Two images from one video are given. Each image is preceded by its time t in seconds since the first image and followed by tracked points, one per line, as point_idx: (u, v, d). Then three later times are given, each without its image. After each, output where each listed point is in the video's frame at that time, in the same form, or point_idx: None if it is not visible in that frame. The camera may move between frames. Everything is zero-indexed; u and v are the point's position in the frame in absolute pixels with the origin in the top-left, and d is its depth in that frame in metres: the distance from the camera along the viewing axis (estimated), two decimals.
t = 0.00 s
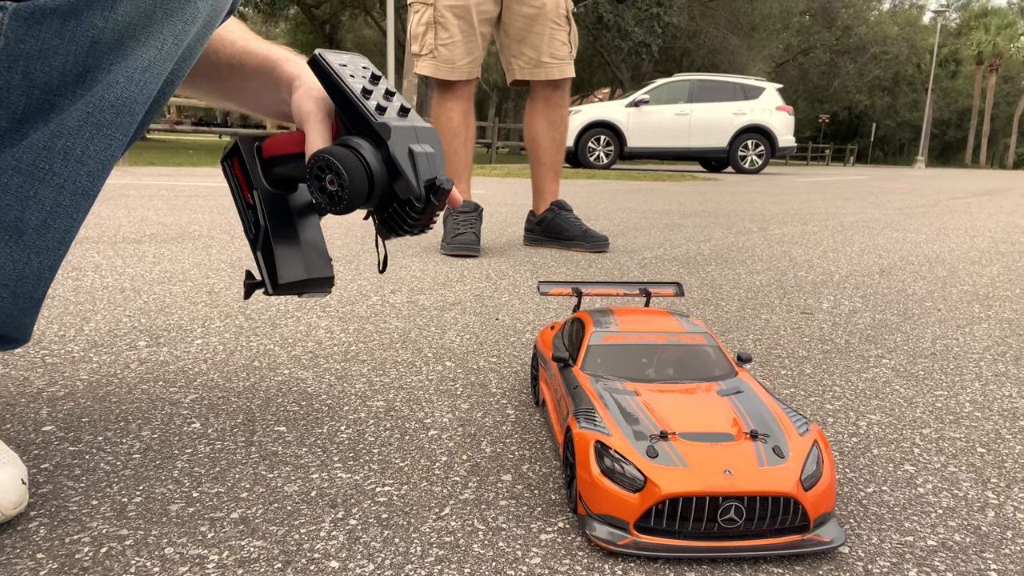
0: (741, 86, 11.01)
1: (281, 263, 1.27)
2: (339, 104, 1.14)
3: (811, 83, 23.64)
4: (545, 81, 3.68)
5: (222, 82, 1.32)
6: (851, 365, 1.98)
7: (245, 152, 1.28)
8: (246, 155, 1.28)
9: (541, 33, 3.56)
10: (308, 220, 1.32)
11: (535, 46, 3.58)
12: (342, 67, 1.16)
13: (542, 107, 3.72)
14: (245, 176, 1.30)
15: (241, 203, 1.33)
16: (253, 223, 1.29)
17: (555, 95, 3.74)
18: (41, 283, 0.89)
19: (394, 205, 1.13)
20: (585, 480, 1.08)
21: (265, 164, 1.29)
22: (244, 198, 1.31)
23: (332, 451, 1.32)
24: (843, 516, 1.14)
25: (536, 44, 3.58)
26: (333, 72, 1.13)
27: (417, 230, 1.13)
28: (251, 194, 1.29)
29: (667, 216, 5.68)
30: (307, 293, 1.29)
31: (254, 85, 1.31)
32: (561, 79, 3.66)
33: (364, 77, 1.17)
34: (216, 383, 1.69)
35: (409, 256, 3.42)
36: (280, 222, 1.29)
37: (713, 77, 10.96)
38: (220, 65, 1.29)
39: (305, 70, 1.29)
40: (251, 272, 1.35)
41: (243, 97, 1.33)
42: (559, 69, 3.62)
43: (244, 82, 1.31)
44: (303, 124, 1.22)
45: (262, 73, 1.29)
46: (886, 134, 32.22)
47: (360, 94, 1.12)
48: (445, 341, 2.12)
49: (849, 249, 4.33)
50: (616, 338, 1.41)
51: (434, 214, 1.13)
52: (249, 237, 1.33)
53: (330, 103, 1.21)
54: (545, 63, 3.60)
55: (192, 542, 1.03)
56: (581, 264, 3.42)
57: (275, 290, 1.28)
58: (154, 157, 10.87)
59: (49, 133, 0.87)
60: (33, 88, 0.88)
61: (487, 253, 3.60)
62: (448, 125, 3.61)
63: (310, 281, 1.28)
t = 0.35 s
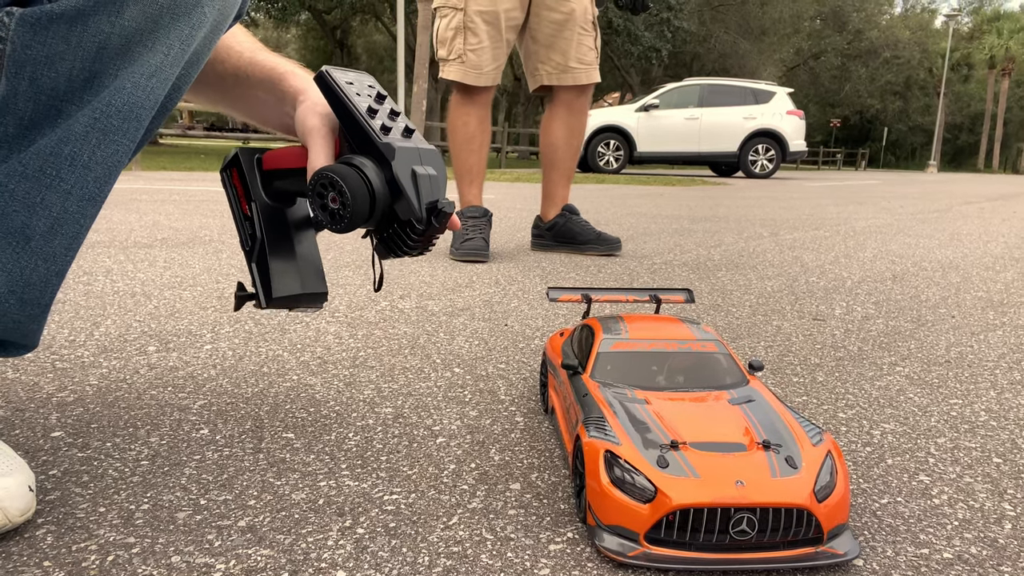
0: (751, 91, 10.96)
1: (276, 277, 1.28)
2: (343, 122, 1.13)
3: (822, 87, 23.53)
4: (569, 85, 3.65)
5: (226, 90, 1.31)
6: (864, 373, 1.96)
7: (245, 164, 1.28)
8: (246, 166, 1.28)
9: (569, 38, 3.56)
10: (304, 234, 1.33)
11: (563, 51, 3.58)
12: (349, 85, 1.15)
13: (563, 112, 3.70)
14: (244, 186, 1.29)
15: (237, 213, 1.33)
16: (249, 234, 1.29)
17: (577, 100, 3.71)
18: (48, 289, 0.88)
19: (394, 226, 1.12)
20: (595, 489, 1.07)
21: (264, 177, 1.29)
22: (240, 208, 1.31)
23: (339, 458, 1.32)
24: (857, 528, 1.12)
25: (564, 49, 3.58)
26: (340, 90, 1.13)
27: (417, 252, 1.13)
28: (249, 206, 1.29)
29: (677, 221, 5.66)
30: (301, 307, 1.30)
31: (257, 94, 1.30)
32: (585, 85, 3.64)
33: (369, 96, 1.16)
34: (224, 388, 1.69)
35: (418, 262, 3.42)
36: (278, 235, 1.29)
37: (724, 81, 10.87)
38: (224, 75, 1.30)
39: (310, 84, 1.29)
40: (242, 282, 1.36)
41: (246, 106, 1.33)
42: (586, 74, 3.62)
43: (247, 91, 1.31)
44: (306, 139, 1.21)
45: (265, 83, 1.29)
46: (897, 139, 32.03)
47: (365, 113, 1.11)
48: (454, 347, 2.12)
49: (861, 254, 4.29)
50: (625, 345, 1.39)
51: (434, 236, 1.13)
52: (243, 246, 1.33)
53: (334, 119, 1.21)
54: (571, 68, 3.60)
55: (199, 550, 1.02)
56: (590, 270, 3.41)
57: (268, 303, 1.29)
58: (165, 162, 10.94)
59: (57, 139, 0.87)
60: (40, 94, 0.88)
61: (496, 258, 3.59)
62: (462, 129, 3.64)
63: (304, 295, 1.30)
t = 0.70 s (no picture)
0: (759, 93, 10.91)
1: (281, 269, 1.27)
2: (343, 108, 1.12)
3: (830, 90, 23.44)
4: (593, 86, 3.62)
5: (232, 81, 1.31)
6: (876, 376, 1.93)
7: (250, 153, 1.26)
8: (250, 156, 1.26)
9: (614, 40, 3.54)
10: (311, 226, 1.31)
11: (607, 52, 3.55)
12: (350, 71, 1.15)
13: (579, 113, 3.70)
14: (249, 176, 1.28)
15: (243, 203, 1.32)
16: (255, 226, 1.28)
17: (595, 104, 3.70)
18: (49, 290, 0.87)
19: (394, 215, 1.11)
20: (601, 493, 1.05)
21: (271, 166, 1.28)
22: (247, 200, 1.30)
23: (343, 461, 1.30)
24: (869, 534, 1.10)
25: (609, 51, 3.55)
26: (340, 74, 1.13)
27: (416, 240, 1.11)
28: (254, 196, 1.28)
29: (685, 223, 5.63)
30: (307, 300, 1.29)
31: (263, 84, 1.30)
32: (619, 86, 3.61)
33: (371, 82, 1.15)
34: (229, 390, 1.67)
35: (424, 263, 3.41)
36: (283, 226, 1.28)
37: (731, 83, 10.85)
38: (230, 66, 1.29)
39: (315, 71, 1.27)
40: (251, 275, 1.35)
41: (252, 98, 1.32)
42: (628, 75, 3.58)
43: (253, 82, 1.30)
44: (309, 127, 1.20)
45: (271, 74, 1.29)
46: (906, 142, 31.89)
47: (366, 99, 1.10)
48: (459, 349, 2.10)
49: (871, 257, 4.26)
50: (633, 347, 1.38)
51: (436, 226, 1.11)
52: (250, 239, 1.32)
53: (336, 106, 1.19)
54: (616, 69, 3.56)
55: (200, 554, 1.01)
56: (598, 272, 3.39)
57: (273, 295, 1.28)
58: (174, 164, 10.99)
59: (57, 138, 0.86)
60: (40, 92, 0.87)
61: (502, 260, 3.58)
62: (492, 128, 3.54)
63: (310, 288, 1.28)
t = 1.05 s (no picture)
0: (762, 96, 10.90)
1: (274, 275, 1.28)
2: (342, 120, 1.14)
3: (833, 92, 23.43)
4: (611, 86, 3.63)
5: (236, 88, 1.32)
6: (879, 379, 1.94)
7: (248, 160, 1.28)
8: (249, 162, 1.28)
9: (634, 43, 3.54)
10: (306, 233, 1.33)
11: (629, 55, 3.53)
12: (350, 83, 1.16)
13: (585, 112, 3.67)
14: (247, 183, 1.29)
15: (240, 210, 1.33)
16: (250, 232, 1.29)
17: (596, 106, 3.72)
18: (62, 293, 0.89)
19: (389, 227, 1.12)
20: (607, 494, 1.06)
21: (270, 174, 1.30)
22: (243, 206, 1.31)
23: (351, 462, 1.31)
24: (872, 535, 1.11)
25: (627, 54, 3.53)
26: (339, 85, 1.14)
27: (411, 253, 1.12)
28: (251, 203, 1.29)
29: (688, 226, 5.64)
30: (299, 305, 1.30)
31: (265, 92, 1.31)
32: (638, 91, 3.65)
33: (371, 96, 1.17)
34: (237, 391, 1.69)
35: (428, 265, 3.42)
36: (278, 233, 1.29)
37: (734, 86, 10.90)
38: (233, 71, 1.31)
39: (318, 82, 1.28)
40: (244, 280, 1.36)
41: (254, 104, 1.33)
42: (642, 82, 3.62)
43: (256, 89, 1.31)
44: (308, 137, 1.22)
45: (273, 81, 1.30)
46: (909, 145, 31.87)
47: (364, 112, 1.11)
48: (464, 350, 2.11)
49: (874, 260, 4.26)
50: (638, 349, 1.39)
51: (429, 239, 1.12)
52: (244, 245, 1.32)
53: (335, 117, 1.20)
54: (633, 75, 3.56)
55: (211, 553, 1.02)
56: (601, 274, 3.41)
57: (264, 300, 1.28)
58: (179, 165, 11.02)
59: (71, 142, 0.87)
60: (55, 97, 0.88)
61: (506, 263, 3.59)
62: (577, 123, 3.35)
63: (301, 295, 1.29)
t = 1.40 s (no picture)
0: (763, 100, 10.89)
1: (287, 281, 1.29)
2: (349, 132, 1.13)
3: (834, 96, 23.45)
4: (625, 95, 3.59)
5: (238, 94, 1.33)
6: (882, 383, 1.94)
7: (257, 169, 1.28)
8: (258, 171, 1.28)
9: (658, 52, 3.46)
10: (315, 239, 1.33)
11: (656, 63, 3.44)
12: (357, 96, 1.14)
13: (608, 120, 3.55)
14: (256, 191, 1.29)
15: (250, 216, 1.33)
16: (261, 239, 1.30)
17: (610, 112, 3.63)
18: (68, 295, 0.89)
19: (398, 238, 1.12)
20: (613, 498, 1.06)
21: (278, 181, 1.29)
22: (253, 214, 1.31)
23: (355, 465, 1.31)
24: (879, 541, 1.11)
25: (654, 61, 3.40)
26: (347, 98, 1.13)
27: (422, 263, 1.13)
28: (262, 211, 1.28)
29: (690, 230, 5.64)
30: (313, 309, 1.32)
31: (270, 99, 1.31)
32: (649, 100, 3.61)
33: (378, 106, 1.16)
34: (240, 395, 1.69)
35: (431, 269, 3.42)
36: (289, 240, 1.29)
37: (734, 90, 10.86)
38: (238, 79, 1.31)
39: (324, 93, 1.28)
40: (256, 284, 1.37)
41: (259, 111, 1.34)
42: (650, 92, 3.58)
43: (260, 96, 1.31)
44: (316, 148, 1.21)
45: (278, 89, 1.30)
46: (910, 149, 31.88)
47: (373, 125, 1.11)
48: (467, 354, 2.11)
49: (876, 264, 4.26)
50: (643, 354, 1.38)
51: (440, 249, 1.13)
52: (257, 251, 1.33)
53: (342, 128, 1.20)
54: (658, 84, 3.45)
55: (216, 557, 1.02)
56: (603, 278, 3.41)
57: (279, 307, 1.30)
58: (181, 168, 11.04)
59: (78, 145, 0.87)
60: (62, 99, 0.88)
61: (508, 267, 3.59)
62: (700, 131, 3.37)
63: (314, 301, 1.31)
